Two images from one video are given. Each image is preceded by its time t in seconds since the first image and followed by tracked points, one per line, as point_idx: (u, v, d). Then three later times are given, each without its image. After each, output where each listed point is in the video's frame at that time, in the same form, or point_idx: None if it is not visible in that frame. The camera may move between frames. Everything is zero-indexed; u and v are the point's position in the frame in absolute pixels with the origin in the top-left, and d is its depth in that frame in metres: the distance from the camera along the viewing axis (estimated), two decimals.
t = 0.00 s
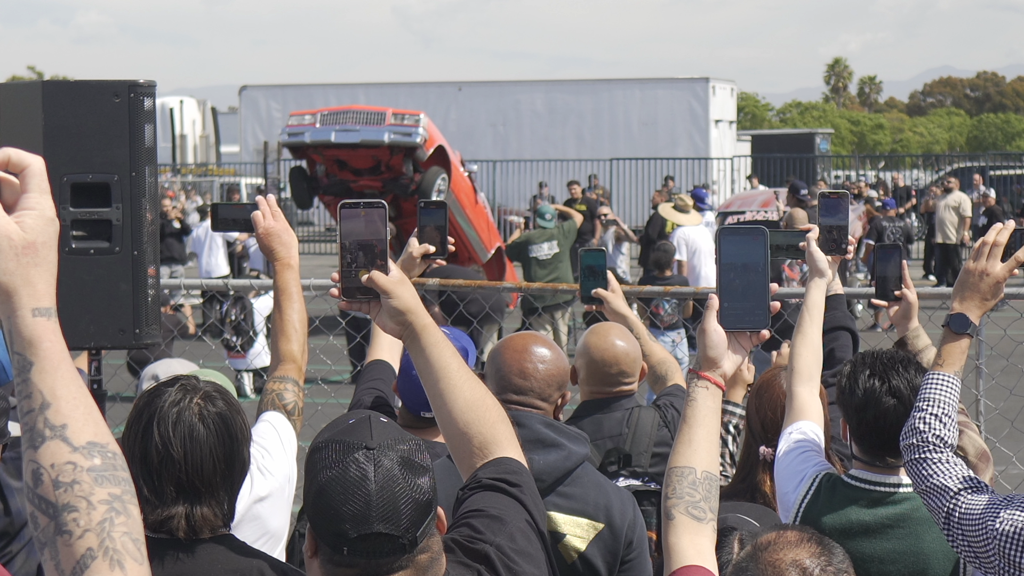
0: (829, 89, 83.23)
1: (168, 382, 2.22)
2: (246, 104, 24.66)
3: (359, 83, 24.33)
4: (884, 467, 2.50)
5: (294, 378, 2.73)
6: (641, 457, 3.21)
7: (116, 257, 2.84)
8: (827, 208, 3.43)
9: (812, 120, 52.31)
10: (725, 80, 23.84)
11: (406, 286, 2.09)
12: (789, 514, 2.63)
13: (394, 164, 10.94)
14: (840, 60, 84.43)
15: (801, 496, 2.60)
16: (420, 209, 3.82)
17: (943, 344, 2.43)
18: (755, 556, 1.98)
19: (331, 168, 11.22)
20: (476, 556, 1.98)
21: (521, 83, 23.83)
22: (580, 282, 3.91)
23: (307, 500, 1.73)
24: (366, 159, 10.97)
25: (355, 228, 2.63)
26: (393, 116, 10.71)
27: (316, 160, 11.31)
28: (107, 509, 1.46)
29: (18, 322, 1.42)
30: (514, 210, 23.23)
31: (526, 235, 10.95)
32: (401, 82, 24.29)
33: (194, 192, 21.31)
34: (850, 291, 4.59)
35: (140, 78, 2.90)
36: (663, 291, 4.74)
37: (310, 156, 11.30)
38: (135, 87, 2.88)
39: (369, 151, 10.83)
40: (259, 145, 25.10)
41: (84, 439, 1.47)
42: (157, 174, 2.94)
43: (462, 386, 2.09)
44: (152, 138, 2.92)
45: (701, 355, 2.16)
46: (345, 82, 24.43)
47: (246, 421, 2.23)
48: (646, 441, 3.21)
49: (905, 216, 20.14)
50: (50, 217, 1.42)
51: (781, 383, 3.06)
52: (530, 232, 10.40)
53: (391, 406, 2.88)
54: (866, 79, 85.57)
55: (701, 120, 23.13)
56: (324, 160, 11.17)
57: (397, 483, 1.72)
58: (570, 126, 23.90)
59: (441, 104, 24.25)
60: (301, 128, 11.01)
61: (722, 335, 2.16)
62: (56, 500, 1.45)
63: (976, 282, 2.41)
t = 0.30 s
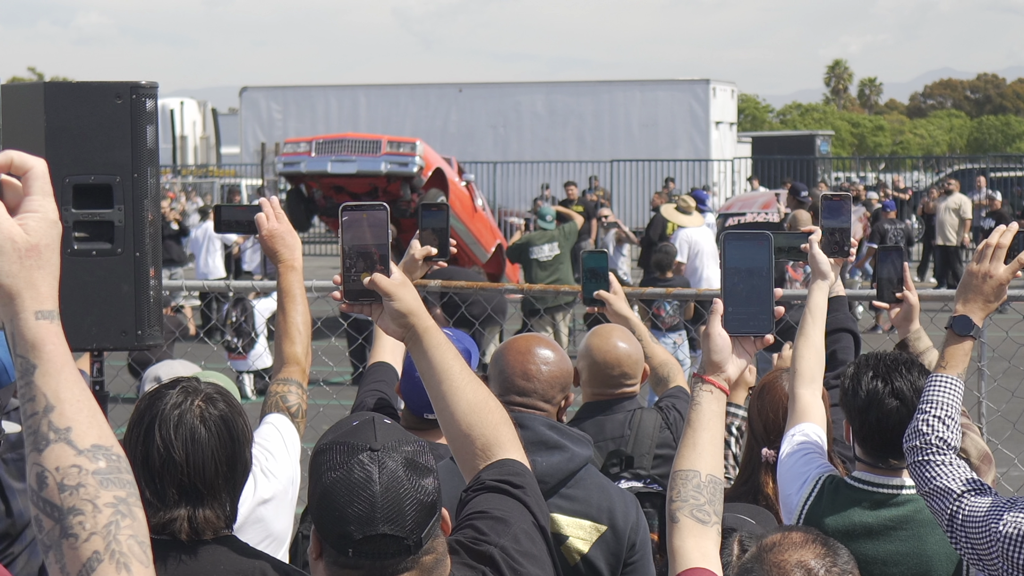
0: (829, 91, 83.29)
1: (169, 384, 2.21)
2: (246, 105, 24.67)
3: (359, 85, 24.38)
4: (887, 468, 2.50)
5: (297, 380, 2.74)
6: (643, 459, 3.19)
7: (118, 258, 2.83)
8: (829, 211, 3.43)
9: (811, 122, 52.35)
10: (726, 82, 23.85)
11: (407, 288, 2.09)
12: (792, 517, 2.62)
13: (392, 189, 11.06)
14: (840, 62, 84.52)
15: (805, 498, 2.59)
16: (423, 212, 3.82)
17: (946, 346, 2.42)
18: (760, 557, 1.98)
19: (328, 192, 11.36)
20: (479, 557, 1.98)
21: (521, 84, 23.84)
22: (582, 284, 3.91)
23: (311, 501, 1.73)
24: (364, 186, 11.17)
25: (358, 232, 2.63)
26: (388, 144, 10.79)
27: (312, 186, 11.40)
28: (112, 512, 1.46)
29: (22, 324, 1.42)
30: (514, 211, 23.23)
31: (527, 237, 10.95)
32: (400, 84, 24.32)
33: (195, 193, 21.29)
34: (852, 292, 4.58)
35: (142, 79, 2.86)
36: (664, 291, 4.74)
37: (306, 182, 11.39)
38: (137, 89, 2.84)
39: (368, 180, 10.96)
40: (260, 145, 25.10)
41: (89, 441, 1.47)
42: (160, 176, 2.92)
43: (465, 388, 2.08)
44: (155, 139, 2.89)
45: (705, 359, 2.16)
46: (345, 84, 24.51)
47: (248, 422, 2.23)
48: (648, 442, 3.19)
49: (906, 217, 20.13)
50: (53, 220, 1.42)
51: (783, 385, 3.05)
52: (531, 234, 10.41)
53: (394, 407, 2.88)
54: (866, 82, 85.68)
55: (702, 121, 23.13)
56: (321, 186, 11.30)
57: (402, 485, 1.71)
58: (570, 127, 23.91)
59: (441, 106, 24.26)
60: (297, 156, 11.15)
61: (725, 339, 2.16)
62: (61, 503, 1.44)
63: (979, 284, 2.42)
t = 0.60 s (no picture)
0: (830, 91, 83.31)
1: (170, 385, 2.22)
2: (246, 105, 24.69)
3: (359, 84, 24.42)
4: (888, 469, 2.50)
5: (301, 381, 2.74)
6: (645, 459, 3.18)
7: (120, 259, 2.83)
8: (830, 212, 3.43)
9: (811, 122, 52.37)
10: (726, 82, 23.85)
11: (407, 290, 2.09)
12: (793, 518, 2.63)
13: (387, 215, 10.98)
14: (841, 62, 84.65)
15: (806, 499, 2.59)
16: (423, 214, 3.83)
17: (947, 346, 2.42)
18: (762, 558, 1.98)
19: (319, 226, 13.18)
20: (483, 559, 1.99)
21: (521, 84, 23.84)
22: (582, 285, 3.92)
23: (317, 504, 1.74)
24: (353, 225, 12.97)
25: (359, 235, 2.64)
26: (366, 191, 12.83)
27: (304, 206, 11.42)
28: (115, 515, 1.47)
29: (22, 325, 1.42)
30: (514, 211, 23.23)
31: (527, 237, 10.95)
32: (400, 84, 24.33)
33: (195, 193, 21.28)
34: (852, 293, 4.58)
35: (143, 80, 2.86)
36: (665, 292, 4.74)
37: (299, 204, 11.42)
38: (139, 90, 2.85)
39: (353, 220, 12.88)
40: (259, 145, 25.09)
41: (91, 443, 1.48)
42: (162, 177, 2.92)
43: (466, 391, 2.08)
44: (156, 139, 2.89)
45: (707, 362, 2.16)
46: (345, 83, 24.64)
47: (249, 424, 2.23)
48: (650, 442, 3.19)
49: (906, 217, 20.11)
50: (54, 221, 1.43)
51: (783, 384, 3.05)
52: (530, 234, 10.41)
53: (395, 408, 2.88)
54: (866, 81, 85.77)
55: (702, 121, 23.13)
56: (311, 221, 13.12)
57: (408, 487, 1.72)
58: (570, 127, 23.92)
59: (441, 106, 24.28)
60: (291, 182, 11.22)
61: (728, 342, 2.16)
62: (64, 506, 1.45)
63: (980, 284, 2.42)
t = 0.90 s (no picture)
0: (829, 91, 83.35)
1: (170, 386, 2.22)
2: (246, 105, 24.68)
3: (358, 85, 24.42)
4: (886, 468, 2.51)
5: (301, 383, 2.75)
6: (642, 459, 3.19)
7: (119, 260, 2.83)
8: (827, 213, 3.44)
9: (811, 123, 52.38)
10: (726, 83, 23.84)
11: (407, 292, 2.11)
12: (791, 517, 2.63)
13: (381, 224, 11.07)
14: (841, 62, 84.71)
15: (804, 499, 2.60)
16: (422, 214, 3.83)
17: (946, 345, 2.43)
18: (760, 557, 1.99)
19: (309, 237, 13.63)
20: (481, 558, 2.00)
21: (521, 84, 23.84)
22: (580, 285, 3.92)
23: (316, 502, 1.74)
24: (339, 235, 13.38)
25: (358, 237, 2.65)
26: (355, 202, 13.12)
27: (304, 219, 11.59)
28: (114, 519, 1.47)
29: (19, 329, 1.43)
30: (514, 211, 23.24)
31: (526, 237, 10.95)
32: (400, 85, 24.32)
33: (194, 194, 21.27)
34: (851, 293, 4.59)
35: (143, 80, 2.85)
36: (664, 292, 4.75)
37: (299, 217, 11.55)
38: (138, 90, 2.84)
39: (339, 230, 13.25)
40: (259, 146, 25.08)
41: (90, 447, 1.48)
42: (161, 177, 2.91)
43: (465, 392, 2.09)
44: (155, 140, 2.88)
45: (704, 362, 2.17)
46: (344, 84, 24.59)
47: (248, 424, 2.24)
48: (648, 442, 3.20)
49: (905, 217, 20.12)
50: (53, 223, 1.43)
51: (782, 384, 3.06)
52: (529, 235, 10.41)
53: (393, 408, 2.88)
54: (866, 81, 85.83)
55: (701, 121, 23.12)
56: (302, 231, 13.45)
57: (407, 485, 1.72)
58: (570, 128, 23.92)
59: (440, 107, 24.27)
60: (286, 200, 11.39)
61: (725, 342, 2.17)
62: (63, 511, 1.45)
63: (979, 283, 2.42)
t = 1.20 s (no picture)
0: (829, 90, 83.51)
1: (167, 385, 2.22)
2: (245, 105, 24.69)
3: (358, 85, 24.41)
4: (881, 466, 2.51)
5: (300, 382, 2.74)
6: (639, 458, 3.20)
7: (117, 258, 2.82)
8: (825, 211, 3.44)
9: (811, 122, 52.39)
10: (726, 82, 23.86)
11: (406, 292, 2.11)
12: (789, 514, 2.64)
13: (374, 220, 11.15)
14: (840, 61, 84.89)
15: (802, 497, 2.60)
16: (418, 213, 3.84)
17: (944, 343, 2.47)
18: (758, 555, 1.99)
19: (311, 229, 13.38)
20: (478, 556, 2.00)
21: (520, 84, 23.85)
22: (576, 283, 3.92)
23: (311, 500, 1.74)
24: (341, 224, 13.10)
25: (356, 236, 2.65)
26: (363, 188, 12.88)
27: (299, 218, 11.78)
28: (119, 518, 1.47)
29: (21, 329, 1.43)
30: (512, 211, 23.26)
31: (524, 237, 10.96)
32: (399, 84, 24.32)
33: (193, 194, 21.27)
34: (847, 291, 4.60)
35: (140, 79, 2.85)
36: (662, 291, 4.75)
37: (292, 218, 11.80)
38: (136, 89, 2.84)
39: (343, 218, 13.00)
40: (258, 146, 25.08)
41: (93, 447, 1.48)
42: (158, 176, 2.91)
43: (463, 392, 2.09)
44: (153, 139, 2.88)
45: (701, 359, 2.17)
46: (344, 84, 24.58)
47: (247, 424, 2.24)
48: (644, 442, 3.21)
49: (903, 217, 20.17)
50: (54, 223, 1.43)
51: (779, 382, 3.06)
52: (528, 234, 10.41)
53: (391, 407, 2.88)
54: (865, 81, 86.01)
55: (700, 121, 23.14)
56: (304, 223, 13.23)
57: (403, 483, 1.72)
58: (569, 127, 23.92)
59: (440, 106, 24.28)
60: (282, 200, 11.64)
61: (722, 339, 2.16)
62: (67, 511, 1.45)
63: (976, 281, 2.42)
